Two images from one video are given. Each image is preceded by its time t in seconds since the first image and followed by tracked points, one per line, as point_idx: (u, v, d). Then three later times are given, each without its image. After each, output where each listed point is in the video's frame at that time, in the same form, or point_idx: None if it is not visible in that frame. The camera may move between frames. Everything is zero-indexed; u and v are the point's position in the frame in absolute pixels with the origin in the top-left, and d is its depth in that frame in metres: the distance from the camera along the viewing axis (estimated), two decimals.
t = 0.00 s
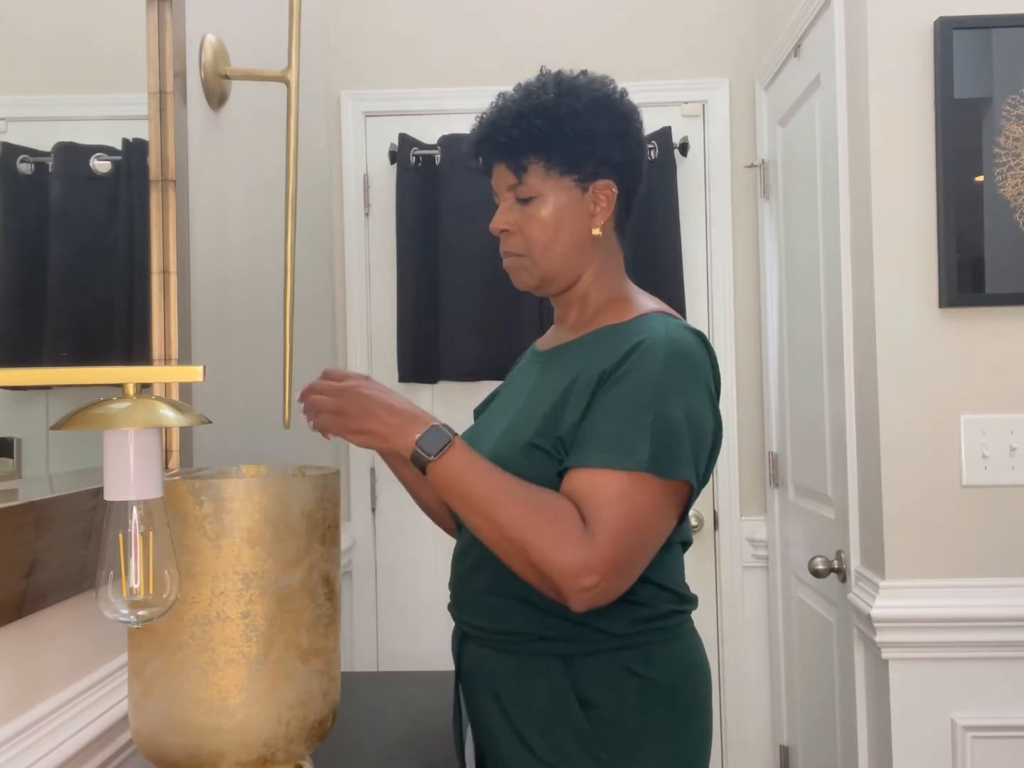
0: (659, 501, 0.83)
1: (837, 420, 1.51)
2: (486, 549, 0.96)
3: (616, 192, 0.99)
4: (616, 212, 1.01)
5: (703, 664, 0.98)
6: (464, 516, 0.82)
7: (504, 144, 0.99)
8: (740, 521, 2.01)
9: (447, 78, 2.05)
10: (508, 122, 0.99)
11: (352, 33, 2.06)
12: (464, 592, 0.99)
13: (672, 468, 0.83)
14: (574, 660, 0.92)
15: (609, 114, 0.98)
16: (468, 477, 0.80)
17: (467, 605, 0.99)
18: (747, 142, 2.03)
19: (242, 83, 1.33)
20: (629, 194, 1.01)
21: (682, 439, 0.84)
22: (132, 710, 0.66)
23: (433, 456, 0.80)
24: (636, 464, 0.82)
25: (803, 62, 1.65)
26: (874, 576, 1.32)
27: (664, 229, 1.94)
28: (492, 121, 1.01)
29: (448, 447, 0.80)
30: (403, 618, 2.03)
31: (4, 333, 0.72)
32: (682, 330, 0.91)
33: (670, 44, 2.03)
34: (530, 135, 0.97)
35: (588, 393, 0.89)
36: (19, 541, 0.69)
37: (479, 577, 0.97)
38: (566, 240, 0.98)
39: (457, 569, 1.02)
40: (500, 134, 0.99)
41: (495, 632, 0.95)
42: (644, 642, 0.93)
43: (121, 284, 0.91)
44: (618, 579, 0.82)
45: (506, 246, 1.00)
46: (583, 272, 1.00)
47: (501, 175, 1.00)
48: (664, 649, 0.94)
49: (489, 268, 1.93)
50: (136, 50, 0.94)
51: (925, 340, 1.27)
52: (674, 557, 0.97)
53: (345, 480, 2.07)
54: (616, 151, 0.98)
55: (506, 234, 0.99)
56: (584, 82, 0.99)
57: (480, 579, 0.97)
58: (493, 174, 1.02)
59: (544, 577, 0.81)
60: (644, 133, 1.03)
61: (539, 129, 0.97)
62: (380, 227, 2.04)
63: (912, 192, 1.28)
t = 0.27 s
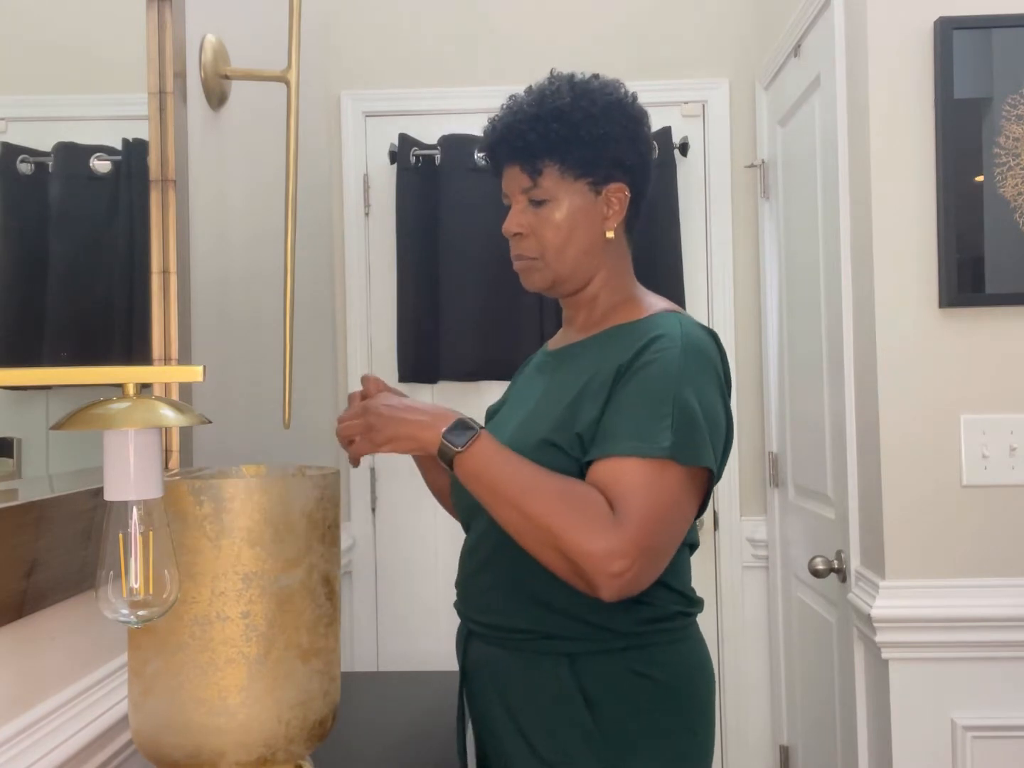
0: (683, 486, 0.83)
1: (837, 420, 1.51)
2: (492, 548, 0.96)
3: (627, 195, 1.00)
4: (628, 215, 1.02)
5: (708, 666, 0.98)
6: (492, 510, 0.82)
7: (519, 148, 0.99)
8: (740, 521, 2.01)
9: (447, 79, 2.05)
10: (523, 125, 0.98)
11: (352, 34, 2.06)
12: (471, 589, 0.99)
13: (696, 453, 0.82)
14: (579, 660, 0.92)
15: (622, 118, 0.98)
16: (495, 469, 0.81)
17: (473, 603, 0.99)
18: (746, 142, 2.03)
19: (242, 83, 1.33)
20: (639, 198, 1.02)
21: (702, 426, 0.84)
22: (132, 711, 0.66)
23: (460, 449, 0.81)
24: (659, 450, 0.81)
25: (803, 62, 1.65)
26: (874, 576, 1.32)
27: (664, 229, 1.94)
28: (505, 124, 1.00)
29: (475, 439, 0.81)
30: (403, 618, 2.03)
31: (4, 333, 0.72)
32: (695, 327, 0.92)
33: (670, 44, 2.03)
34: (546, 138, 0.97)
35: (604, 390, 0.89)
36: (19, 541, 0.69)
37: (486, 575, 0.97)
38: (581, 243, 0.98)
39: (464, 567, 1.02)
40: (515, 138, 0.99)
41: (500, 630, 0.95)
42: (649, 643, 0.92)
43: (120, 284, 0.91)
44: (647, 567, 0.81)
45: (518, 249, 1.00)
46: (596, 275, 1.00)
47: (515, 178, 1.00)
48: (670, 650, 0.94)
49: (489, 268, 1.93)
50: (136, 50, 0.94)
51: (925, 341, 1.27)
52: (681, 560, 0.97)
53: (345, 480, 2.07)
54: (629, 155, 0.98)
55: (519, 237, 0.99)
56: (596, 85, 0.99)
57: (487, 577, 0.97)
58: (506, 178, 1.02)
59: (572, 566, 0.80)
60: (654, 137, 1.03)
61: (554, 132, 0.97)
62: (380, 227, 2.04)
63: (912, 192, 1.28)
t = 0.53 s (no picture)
0: (697, 481, 0.83)
1: (837, 420, 1.51)
2: (496, 546, 0.96)
3: (629, 199, 0.99)
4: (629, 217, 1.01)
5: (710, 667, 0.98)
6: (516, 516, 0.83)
7: (521, 154, 0.99)
8: (741, 521, 2.01)
9: (447, 79, 2.05)
10: (524, 131, 0.99)
11: (352, 34, 2.06)
12: (474, 588, 0.99)
13: (707, 447, 0.82)
14: (581, 659, 0.92)
15: (623, 122, 0.98)
16: (516, 476, 0.81)
17: (476, 601, 0.99)
18: (746, 142, 2.03)
19: (242, 83, 1.33)
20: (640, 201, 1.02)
21: (711, 420, 0.84)
22: (132, 711, 0.66)
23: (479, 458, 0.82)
24: (670, 446, 0.81)
25: (803, 63, 1.65)
26: (874, 576, 1.32)
27: (664, 229, 1.94)
28: (507, 131, 1.01)
29: (492, 447, 0.82)
30: (403, 618, 2.03)
31: (4, 333, 0.72)
32: (699, 324, 0.92)
33: (670, 44, 2.03)
34: (547, 144, 0.97)
35: (612, 389, 0.89)
36: (19, 541, 0.69)
37: (490, 574, 0.97)
38: (583, 247, 0.98)
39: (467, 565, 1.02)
40: (516, 144, 0.99)
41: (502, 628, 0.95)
42: (651, 642, 0.92)
43: (121, 284, 0.91)
44: (670, 563, 0.81)
45: (520, 254, 1.00)
46: (598, 279, 1.00)
47: (516, 183, 1.00)
48: (672, 650, 0.94)
49: (489, 268, 1.93)
50: (136, 50, 0.94)
51: (925, 340, 1.27)
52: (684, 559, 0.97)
53: (345, 480, 2.07)
54: (630, 158, 0.98)
55: (521, 242, 0.99)
56: (597, 90, 0.99)
57: (490, 577, 0.97)
58: (508, 184, 1.02)
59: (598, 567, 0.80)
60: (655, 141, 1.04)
61: (555, 137, 0.97)
62: (380, 228, 2.04)
63: (912, 192, 1.28)
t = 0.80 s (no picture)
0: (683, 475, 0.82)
1: (837, 421, 1.51)
2: (498, 545, 0.96)
3: (626, 201, 1.00)
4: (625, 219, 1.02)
5: (713, 666, 0.98)
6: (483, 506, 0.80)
7: (519, 156, 0.99)
8: (741, 521, 2.01)
9: (447, 78, 2.05)
10: (522, 133, 0.98)
11: (352, 34, 2.06)
12: (477, 587, 0.99)
13: (695, 444, 0.82)
14: (582, 658, 0.92)
15: (620, 125, 0.99)
16: (484, 463, 0.79)
17: (478, 600, 0.99)
18: (746, 142, 2.03)
19: (242, 83, 1.33)
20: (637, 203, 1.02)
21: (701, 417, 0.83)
22: (132, 710, 0.67)
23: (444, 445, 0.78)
24: (658, 439, 0.80)
25: (803, 63, 1.65)
26: (874, 576, 1.32)
27: (664, 229, 1.94)
28: (504, 133, 1.00)
29: (460, 435, 0.79)
30: (404, 618, 2.03)
31: (4, 332, 0.72)
32: (697, 323, 0.92)
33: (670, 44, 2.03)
34: (545, 146, 0.97)
35: (608, 387, 0.90)
36: (18, 541, 0.69)
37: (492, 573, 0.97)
38: (581, 249, 0.98)
39: (470, 564, 1.02)
40: (515, 146, 0.99)
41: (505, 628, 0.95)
42: (652, 642, 0.92)
43: (121, 284, 0.91)
44: (649, 552, 0.80)
45: (520, 256, 1.00)
46: (597, 280, 1.00)
47: (515, 185, 1.00)
48: (674, 649, 0.93)
49: (489, 268, 1.93)
50: (137, 50, 0.94)
51: (924, 341, 1.27)
52: (686, 558, 0.97)
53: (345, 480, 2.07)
54: (628, 161, 0.99)
55: (520, 244, 0.99)
56: (594, 93, 1.00)
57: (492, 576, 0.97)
58: (505, 186, 1.02)
59: (574, 555, 0.79)
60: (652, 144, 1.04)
61: (554, 140, 0.97)
62: (380, 228, 2.04)
63: (912, 192, 1.28)
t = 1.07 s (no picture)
0: (615, 462, 0.77)
1: (837, 421, 1.51)
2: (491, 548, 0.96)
3: (606, 194, 0.99)
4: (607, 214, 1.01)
5: (711, 664, 0.98)
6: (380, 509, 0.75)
7: (497, 149, 0.98)
8: (740, 521, 2.01)
9: (447, 78, 2.05)
10: (500, 127, 0.98)
11: (352, 34, 2.06)
12: (471, 590, 0.99)
13: (629, 433, 0.77)
14: (579, 660, 0.91)
15: (598, 118, 0.98)
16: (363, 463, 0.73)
17: (473, 604, 0.99)
18: (746, 142, 2.03)
19: (242, 83, 1.33)
20: (618, 197, 1.02)
21: (641, 406, 0.79)
22: (132, 710, 0.66)
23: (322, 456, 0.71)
24: (588, 426, 0.76)
25: (803, 62, 1.65)
26: (874, 577, 1.32)
27: (664, 229, 1.94)
28: (483, 127, 1.00)
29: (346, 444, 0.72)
30: (403, 618, 2.03)
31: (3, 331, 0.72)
32: (665, 318, 0.88)
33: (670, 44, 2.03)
34: (522, 140, 0.97)
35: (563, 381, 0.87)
36: (19, 541, 0.69)
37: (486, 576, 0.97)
38: (559, 244, 0.98)
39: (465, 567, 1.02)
40: (492, 140, 0.99)
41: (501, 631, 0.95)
42: (649, 642, 0.92)
43: (121, 284, 0.91)
44: (565, 534, 0.76)
45: (499, 251, 1.00)
46: (575, 274, 1.00)
47: (494, 180, 1.00)
48: (671, 649, 0.93)
49: (489, 268, 1.93)
50: (136, 50, 0.94)
51: (924, 341, 1.27)
52: (681, 558, 0.97)
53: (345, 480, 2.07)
54: (606, 155, 0.98)
55: (498, 239, 1.00)
56: (572, 85, 0.99)
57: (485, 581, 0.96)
58: (484, 180, 1.02)
59: (484, 545, 0.74)
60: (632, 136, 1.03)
61: (531, 134, 0.96)
62: (380, 228, 2.04)
63: (912, 193, 1.28)
